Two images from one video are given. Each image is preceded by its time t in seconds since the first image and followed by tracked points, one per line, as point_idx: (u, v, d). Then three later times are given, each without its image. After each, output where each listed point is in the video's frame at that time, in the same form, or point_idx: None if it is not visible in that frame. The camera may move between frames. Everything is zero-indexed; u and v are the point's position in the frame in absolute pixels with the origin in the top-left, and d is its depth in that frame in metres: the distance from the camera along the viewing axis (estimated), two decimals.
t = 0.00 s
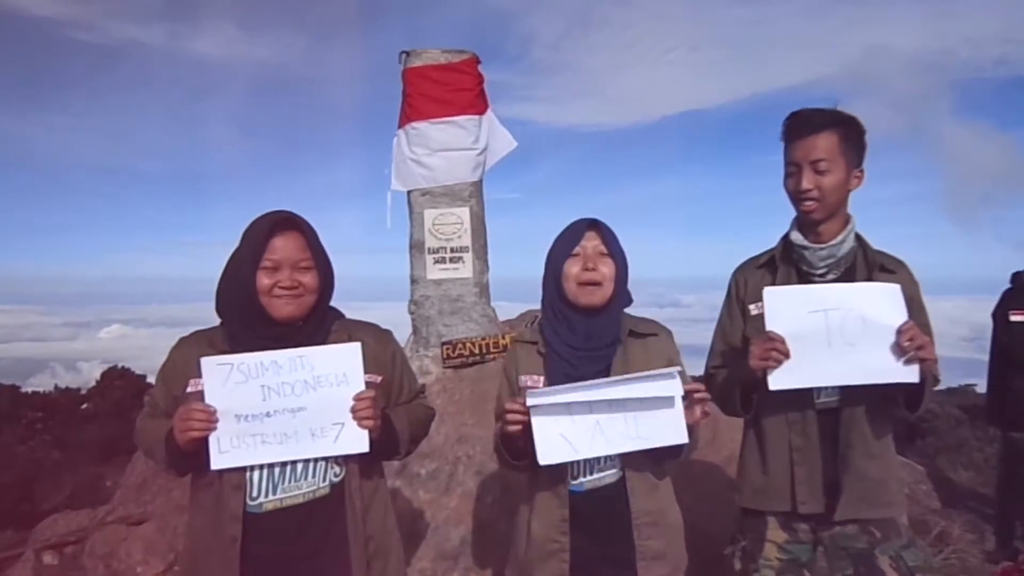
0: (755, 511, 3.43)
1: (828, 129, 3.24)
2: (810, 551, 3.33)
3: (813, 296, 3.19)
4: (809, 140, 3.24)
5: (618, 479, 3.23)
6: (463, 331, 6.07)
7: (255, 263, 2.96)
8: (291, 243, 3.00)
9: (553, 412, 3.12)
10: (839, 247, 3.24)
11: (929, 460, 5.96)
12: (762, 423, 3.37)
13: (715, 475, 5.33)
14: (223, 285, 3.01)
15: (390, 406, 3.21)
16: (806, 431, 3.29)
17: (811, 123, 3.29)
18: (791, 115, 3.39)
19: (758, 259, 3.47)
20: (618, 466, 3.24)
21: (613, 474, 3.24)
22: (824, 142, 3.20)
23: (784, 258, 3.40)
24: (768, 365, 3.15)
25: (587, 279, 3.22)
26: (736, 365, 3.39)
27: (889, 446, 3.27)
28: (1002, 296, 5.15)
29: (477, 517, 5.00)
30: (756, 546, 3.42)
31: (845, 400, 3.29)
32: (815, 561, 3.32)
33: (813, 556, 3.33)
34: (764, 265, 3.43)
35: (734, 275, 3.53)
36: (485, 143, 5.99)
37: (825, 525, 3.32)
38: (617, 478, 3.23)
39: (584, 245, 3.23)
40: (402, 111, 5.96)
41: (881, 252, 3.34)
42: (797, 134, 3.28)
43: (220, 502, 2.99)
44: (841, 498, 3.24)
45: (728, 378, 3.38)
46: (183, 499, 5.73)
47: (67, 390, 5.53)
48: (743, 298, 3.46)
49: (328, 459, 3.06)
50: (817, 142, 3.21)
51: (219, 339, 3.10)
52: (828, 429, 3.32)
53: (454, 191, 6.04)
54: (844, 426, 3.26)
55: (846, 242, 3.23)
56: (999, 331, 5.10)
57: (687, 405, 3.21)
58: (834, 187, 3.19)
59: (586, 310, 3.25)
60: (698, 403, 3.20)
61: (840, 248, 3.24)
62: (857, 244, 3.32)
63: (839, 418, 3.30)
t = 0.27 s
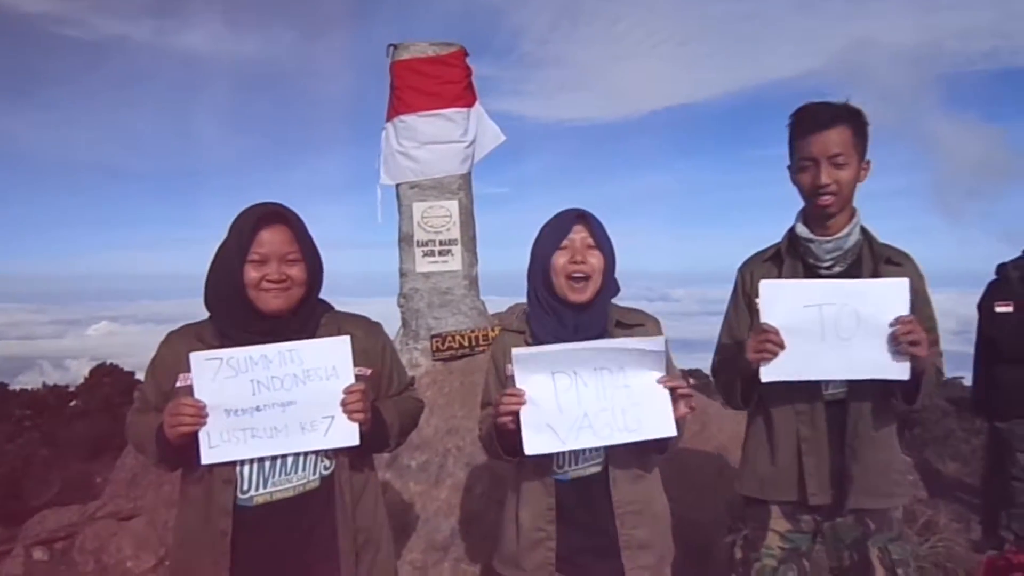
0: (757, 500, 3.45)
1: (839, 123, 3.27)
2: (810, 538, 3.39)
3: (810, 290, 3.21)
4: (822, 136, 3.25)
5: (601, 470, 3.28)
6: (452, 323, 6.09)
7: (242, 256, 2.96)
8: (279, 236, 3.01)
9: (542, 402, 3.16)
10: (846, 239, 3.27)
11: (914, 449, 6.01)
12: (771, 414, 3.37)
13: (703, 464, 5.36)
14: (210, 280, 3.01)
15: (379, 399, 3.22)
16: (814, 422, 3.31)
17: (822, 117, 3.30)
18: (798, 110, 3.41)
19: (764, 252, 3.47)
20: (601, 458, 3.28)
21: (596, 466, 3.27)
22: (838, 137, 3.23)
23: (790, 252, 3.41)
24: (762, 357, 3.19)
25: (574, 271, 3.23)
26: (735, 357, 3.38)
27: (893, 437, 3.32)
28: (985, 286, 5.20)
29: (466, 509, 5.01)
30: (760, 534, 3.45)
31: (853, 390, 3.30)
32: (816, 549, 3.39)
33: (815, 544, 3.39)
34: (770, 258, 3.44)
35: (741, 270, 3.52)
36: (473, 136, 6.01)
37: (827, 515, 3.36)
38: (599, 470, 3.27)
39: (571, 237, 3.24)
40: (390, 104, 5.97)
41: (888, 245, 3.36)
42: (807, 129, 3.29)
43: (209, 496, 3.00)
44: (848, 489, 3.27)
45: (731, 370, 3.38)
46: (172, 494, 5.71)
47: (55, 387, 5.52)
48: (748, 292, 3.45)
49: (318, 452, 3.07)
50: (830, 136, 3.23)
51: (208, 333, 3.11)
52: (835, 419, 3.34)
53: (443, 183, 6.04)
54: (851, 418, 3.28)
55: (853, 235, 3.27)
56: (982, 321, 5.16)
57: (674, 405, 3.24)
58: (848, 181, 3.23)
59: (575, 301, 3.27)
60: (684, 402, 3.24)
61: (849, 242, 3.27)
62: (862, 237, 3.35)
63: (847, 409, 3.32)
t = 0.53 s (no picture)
0: (769, 490, 3.46)
1: (864, 123, 3.26)
2: (824, 528, 3.40)
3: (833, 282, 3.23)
4: (846, 136, 3.24)
5: (591, 461, 3.28)
6: (441, 316, 6.10)
7: (228, 250, 2.95)
8: (264, 230, 2.99)
9: (521, 390, 3.18)
10: (859, 230, 3.29)
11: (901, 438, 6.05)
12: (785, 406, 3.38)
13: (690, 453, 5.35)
14: (194, 274, 3.00)
15: (368, 391, 3.22)
16: (830, 411, 3.34)
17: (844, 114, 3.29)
18: (817, 104, 3.38)
19: (775, 243, 3.46)
20: (592, 448, 3.29)
21: (589, 454, 3.29)
22: (862, 137, 3.23)
23: (802, 242, 3.41)
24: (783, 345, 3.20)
25: (558, 263, 3.23)
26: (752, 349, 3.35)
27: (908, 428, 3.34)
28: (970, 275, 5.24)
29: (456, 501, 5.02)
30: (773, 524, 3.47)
31: (870, 381, 3.33)
32: (828, 539, 3.40)
33: (827, 534, 3.41)
34: (781, 249, 3.43)
35: (752, 260, 3.50)
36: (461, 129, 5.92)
37: (842, 504, 3.39)
38: (591, 460, 3.28)
39: (553, 229, 3.24)
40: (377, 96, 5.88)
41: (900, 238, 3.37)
42: (828, 127, 3.28)
43: (197, 490, 2.99)
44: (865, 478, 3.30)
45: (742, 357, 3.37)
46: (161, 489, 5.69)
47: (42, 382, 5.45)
48: (760, 282, 3.45)
49: (306, 445, 3.07)
50: (853, 136, 3.23)
51: (194, 327, 3.09)
52: (850, 409, 3.38)
53: (431, 176, 6.04)
54: (868, 408, 3.31)
55: (866, 226, 3.29)
56: (966, 310, 5.21)
57: (652, 398, 3.23)
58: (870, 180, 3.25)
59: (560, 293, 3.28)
60: (662, 397, 3.22)
61: (863, 234, 3.29)
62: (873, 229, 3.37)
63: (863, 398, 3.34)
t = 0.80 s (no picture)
0: (763, 484, 3.48)
1: (861, 110, 3.28)
2: (817, 521, 3.45)
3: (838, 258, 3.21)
4: (844, 123, 3.26)
5: (582, 455, 3.30)
6: (431, 310, 6.10)
7: (217, 244, 2.94)
8: (254, 225, 2.99)
9: (513, 384, 3.18)
10: (859, 224, 3.31)
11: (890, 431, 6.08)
12: (784, 400, 3.40)
13: (680, 445, 5.36)
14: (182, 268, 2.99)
15: (359, 383, 3.22)
16: (829, 406, 3.34)
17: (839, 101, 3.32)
18: (818, 95, 3.41)
19: (774, 235, 3.47)
20: (582, 442, 3.31)
21: (578, 449, 3.30)
22: (860, 124, 3.25)
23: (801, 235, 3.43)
24: (773, 302, 3.25)
25: (550, 259, 3.22)
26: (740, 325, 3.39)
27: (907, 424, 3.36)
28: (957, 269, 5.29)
29: (447, 494, 5.03)
30: (767, 516, 3.49)
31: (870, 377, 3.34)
32: (819, 529, 3.46)
33: (820, 525, 3.46)
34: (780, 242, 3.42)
35: (749, 254, 3.47)
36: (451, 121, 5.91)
37: (837, 497, 3.42)
38: (581, 454, 3.30)
39: (543, 224, 3.23)
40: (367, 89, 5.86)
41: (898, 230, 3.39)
42: (827, 116, 3.30)
43: (186, 484, 2.98)
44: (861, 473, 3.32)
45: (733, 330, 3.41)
46: (151, 483, 5.69)
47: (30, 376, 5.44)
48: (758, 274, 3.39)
49: (297, 439, 3.07)
50: (852, 124, 3.26)
51: (183, 320, 3.08)
52: (848, 404, 3.40)
53: (422, 169, 6.04)
54: (868, 402, 3.32)
55: (866, 220, 3.31)
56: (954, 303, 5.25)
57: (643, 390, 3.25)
58: (871, 168, 3.27)
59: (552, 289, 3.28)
60: (652, 389, 3.24)
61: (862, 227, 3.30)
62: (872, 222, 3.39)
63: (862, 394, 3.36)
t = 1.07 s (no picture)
0: (739, 479, 3.50)
1: (835, 96, 3.29)
2: (791, 513, 3.46)
3: (785, 268, 3.28)
4: (816, 108, 3.28)
5: (571, 447, 3.31)
6: (420, 304, 6.09)
7: (202, 238, 2.92)
8: (240, 219, 2.97)
9: (504, 377, 3.18)
10: (836, 216, 3.30)
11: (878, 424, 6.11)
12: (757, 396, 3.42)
13: (668, 439, 5.39)
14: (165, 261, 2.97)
15: (346, 378, 3.22)
16: (801, 399, 3.36)
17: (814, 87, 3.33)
18: (793, 84, 3.42)
19: (753, 227, 3.48)
20: (570, 436, 3.32)
21: (566, 442, 3.31)
22: (834, 109, 3.26)
23: (779, 228, 3.43)
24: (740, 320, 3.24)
25: (539, 256, 3.22)
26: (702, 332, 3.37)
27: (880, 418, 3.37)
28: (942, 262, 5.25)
29: (437, 488, 5.03)
30: (741, 510, 3.50)
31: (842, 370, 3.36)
32: (794, 522, 3.47)
33: (794, 518, 3.47)
34: (759, 235, 3.45)
35: (724, 245, 3.54)
36: (439, 115, 5.91)
37: (810, 490, 3.44)
38: (571, 446, 3.31)
39: (531, 221, 3.21)
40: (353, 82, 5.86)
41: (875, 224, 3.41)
42: (801, 101, 3.32)
43: (173, 476, 2.97)
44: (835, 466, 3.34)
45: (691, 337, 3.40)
46: (138, 478, 5.66)
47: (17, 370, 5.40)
48: (732, 266, 3.48)
49: (284, 431, 3.06)
50: (824, 109, 3.27)
51: (170, 314, 3.08)
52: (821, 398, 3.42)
53: (409, 163, 6.02)
54: (843, 397, 3.35)
55: (844, 211, 3.29)
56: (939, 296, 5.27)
57: (634, 381, 3.26)
58: (846, 153, 3.27)
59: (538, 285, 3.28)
60: (643, 380, 3.26)
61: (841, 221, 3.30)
62: (850, 214, 3.39)
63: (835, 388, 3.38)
